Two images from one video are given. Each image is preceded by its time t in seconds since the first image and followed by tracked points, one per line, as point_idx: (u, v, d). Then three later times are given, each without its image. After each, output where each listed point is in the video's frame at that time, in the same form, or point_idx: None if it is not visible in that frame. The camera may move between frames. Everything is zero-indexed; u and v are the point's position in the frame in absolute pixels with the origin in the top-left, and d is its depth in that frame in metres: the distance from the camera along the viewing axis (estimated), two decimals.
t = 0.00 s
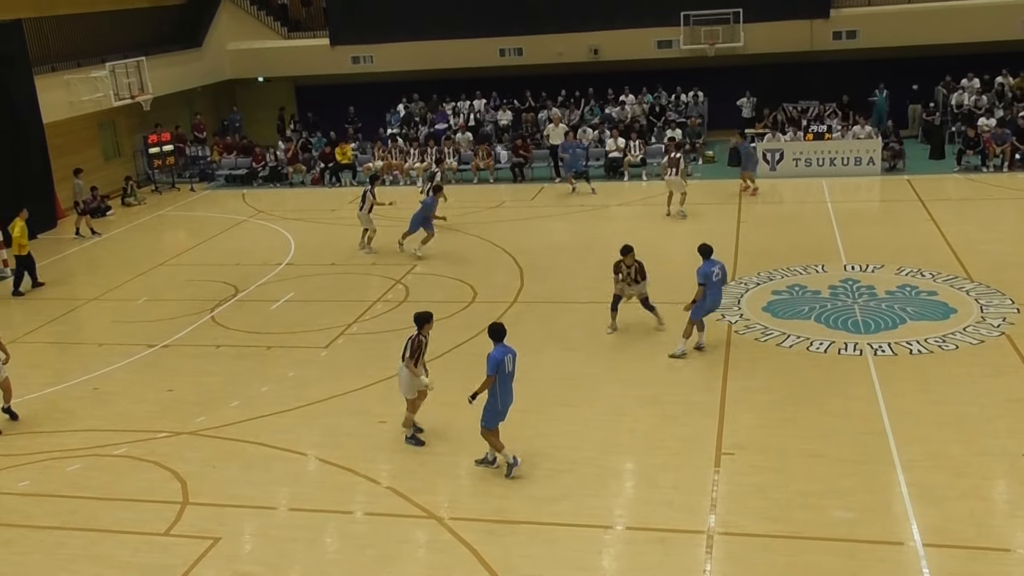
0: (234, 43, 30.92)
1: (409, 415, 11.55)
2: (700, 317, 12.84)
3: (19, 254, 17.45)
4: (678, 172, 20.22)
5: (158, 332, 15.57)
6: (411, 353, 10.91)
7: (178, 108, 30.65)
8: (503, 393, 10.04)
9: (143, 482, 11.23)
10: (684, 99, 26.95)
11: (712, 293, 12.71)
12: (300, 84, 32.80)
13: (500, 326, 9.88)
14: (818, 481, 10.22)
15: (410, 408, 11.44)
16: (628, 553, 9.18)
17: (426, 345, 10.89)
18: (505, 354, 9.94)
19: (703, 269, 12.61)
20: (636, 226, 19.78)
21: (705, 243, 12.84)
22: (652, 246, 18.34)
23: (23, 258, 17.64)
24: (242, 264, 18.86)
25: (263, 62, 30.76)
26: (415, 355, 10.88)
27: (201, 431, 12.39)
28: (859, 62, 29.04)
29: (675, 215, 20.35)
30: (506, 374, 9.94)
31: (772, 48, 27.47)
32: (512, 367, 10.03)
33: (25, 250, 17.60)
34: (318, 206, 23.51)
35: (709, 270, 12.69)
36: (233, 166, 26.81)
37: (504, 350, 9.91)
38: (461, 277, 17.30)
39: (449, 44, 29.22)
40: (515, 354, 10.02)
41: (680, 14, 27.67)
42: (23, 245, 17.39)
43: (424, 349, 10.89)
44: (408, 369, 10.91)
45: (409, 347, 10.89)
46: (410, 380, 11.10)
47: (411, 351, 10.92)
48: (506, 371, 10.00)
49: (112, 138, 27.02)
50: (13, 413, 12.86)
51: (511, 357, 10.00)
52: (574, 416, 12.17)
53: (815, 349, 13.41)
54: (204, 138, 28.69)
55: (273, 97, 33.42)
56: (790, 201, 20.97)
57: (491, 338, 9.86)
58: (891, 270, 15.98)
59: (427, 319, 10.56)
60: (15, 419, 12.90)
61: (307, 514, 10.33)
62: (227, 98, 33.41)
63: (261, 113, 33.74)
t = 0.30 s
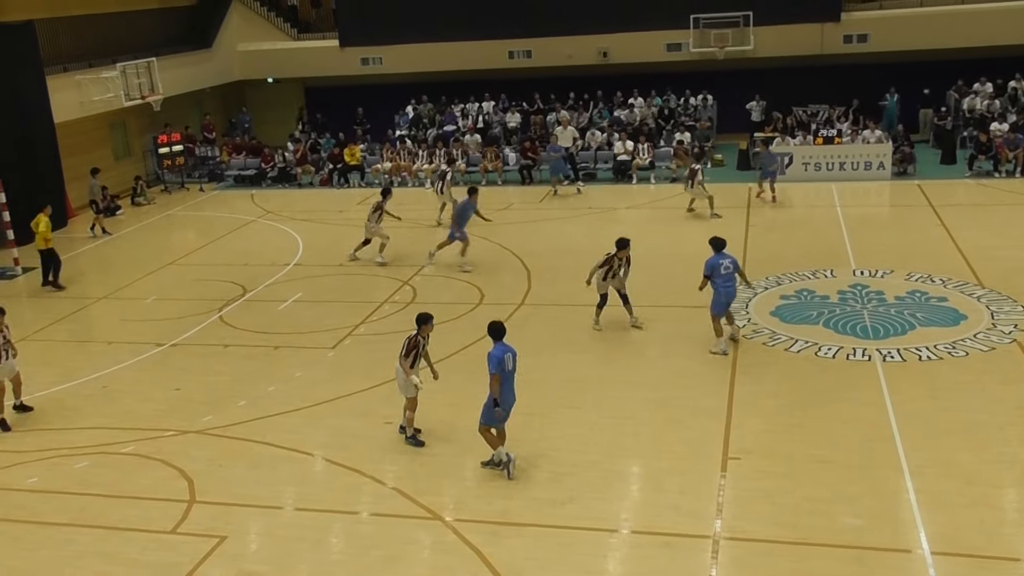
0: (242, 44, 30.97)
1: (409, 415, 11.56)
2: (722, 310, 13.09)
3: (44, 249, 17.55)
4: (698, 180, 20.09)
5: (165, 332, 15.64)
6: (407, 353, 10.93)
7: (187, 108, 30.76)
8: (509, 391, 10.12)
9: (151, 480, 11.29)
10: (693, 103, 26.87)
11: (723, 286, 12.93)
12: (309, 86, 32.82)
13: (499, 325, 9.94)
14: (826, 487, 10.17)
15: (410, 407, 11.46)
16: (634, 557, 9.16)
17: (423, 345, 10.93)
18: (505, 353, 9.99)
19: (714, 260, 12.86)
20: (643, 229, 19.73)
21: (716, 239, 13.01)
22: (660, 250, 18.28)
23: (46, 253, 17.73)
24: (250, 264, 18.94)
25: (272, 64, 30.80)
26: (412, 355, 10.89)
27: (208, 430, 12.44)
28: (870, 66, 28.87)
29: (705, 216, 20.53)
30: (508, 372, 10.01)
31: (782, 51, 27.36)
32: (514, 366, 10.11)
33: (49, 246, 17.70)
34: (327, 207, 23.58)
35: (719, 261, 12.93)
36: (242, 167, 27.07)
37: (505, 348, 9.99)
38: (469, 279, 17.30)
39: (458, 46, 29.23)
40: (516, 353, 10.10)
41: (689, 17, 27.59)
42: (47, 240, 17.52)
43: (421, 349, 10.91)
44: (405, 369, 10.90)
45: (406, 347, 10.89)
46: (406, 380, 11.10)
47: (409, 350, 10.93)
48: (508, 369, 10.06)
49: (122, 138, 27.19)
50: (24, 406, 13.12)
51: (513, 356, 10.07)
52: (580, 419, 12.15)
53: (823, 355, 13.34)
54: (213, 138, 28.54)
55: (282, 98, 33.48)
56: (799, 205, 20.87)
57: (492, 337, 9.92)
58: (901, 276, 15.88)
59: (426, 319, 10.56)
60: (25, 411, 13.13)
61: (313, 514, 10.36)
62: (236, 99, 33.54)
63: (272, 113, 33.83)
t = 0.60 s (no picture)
0: (274, 44, 31.14)
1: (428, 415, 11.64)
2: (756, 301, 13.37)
3: (92, 244, 17.65)
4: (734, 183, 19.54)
5: (193, 329, 15.76)
6: (435, 353, 11.00)
7: (219, 106, 31.02)
8: (535, 393, 10.15)
9: (179, 476, 11.38)
10: (723, 105, 26.74)
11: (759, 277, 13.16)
12: (337, 85, 33.06)
13: (524, 326, 10.08)
14: (854, 493, 10.07)
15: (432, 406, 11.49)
16: (658, 560, 9.11)
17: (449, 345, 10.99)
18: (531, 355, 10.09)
19: (749, 252, 13.12)
20: (670, 232, 19.64)
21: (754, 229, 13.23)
22: (689, 252, 18.19)
23: (95, 248, 17.84)
24: (278, 262, 19.06)
25: (302, 64, 30.95)
26: (439, 355, 10.96)
27: (235, 427, 12.52)
28: (902, 69, 28.58)
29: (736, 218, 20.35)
30: (534, 374, 10.04)
31: (813, 53, 27.15)
32: (541, 369, 10.14)
33: (99, 243, 17.81)
34: (356, 206, 23.68)
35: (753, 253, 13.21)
36: (272, 165, 27.30)
37: (528, 350, 10.07)
38: (496, 280, 17.30)
39: (488, 47, 29.24)
40: (542, 356, 10.15)
41: (719, 18, 27.40)
42: (96, 237, 17.65)
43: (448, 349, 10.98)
44: (433, 368, 11.01)
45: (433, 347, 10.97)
46: (431, 380, 11.11)
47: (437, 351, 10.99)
48: (535, 371, 10.10)
49: (153, 137, 27.45)
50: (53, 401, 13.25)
51: (538, 359, 10.11)
52: (606, 421, 12.11)
53: (853, 359, 13.22)
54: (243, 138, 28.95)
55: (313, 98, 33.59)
56: (829, 208, 20.71)
57: (515, 339, 10.03)
58: (933, 281, 15.71)
59: (451, 319, 10.74)
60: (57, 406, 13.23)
61: (338, 512, 10.40)
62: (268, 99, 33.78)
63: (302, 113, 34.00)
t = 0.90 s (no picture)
0: (326, 45, 31.40)
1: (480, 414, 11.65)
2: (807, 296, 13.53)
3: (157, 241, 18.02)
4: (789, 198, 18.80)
5: (245, 328, 15.89)
6: (488, 351, 11.01)
7: (268, 110, 31.09)
8: (575, 390, 10.13)
9: (228, 474, 11.47)
10: (774, 107, 26.63)
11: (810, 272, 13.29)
12: (388, 87, 33.23)
13: (559, 326, 10.14)
14: (905, 501, 9.95)
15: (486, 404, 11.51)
16: (707, 565, 9.06)
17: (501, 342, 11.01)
18: (565, 353, 10.14)
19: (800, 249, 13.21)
20: (717, 235, 19.54)
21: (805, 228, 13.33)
22: (739, 256, 18.09)
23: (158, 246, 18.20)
24: (327, 263, 19.19)
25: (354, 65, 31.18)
26: (491, 352, 10.98)
27: (284, 426, 12.60)
28: (957, 72, 28.25)
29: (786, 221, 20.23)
30: (569, 372, 10.08)
31: (866, 56, 26.95)
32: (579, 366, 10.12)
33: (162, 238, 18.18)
34: (403, 207, 23.81)
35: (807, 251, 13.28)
36: (322, 166, 27.60)
37: (563, 349, 10.11)
38: (544, 282, 17.30)
39: (537, 49, 29.30)
40: (579, 353, 10.12)
41: (771, 20, 27.25)
42: (161, 233, 17.98)
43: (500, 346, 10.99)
44: (488, 364, 11.00)
45: (485, 343, 10.99)
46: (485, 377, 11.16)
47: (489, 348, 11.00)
48: (572, 369, 10.12)
49: (206, 138, 27.69)
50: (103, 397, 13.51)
51: (575, 356, 10.10)
52: (654, 424, 12.07)
53: (905, 365, 13.08)
54: (294, 138, 29.25)
55: (364, 99, 33.76)
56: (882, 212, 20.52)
57: (549, 338, 10.12)
58: (987, 286, 15.50)
59: (503, 315, 10.75)
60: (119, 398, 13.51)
61: (385, 511, 10.43)
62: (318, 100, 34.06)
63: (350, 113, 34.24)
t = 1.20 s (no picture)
0: (358, 43, 31.58)
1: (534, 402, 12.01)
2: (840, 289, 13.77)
3: (199, 232, 18.35)
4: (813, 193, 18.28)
5: (276, 323, 15.98)
6: (522, 348, 11.32)
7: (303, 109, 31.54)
8: (584, 384, 10.19)
9: (258, 468, 11.54)
10: (807, 106, 26.51)
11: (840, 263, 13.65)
12: (419, 84, 33.32)
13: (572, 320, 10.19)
14: (936, 503, 9.86)
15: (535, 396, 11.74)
16: (736, 565, 9.02)
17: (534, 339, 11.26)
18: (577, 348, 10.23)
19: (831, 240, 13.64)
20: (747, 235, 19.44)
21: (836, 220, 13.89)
22: (770, 254, 18.00)
23: (198, 236, 18.51)
24: (357, 259, 19.26)
25: (385, 64, 31.38)
26: (525, 348, 11.26)
27: (314, 422, 12.66)
28: (993, 71, 27.92)
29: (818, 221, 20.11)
30: (577, 367, 10.19)
31: (901, 54, 26.74)
32: (589, 360, 10.21)
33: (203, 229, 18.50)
34: (434, 204, 23.90)
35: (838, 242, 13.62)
36: (353, 163, 27.80)
37: (574, 344, 10.20)
38: (574, 279, 17.30)
39: (569, 47, 29.28)
40: (589, 348, 10.23)
41: (805, 18, 27.08)
42: (201, 225, 18.31)
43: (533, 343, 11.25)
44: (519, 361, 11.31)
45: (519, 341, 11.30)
46: (521, 374, 11.43)
47: (523, 345, 11.32)
48: (582, 364, 10.20)
49: (239, 134, 27.93)
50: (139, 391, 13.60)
51: (585, 351, 10.21)
52: (684, 423, 12.02)
53: (938, 366, 12.96)
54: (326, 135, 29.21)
55: (395, 97, 33.94)
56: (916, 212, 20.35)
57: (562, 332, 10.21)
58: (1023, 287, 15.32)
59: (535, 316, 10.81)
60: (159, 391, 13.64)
61: (413, 508, 10.46)
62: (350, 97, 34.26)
63: (382, 111, 34.38)
